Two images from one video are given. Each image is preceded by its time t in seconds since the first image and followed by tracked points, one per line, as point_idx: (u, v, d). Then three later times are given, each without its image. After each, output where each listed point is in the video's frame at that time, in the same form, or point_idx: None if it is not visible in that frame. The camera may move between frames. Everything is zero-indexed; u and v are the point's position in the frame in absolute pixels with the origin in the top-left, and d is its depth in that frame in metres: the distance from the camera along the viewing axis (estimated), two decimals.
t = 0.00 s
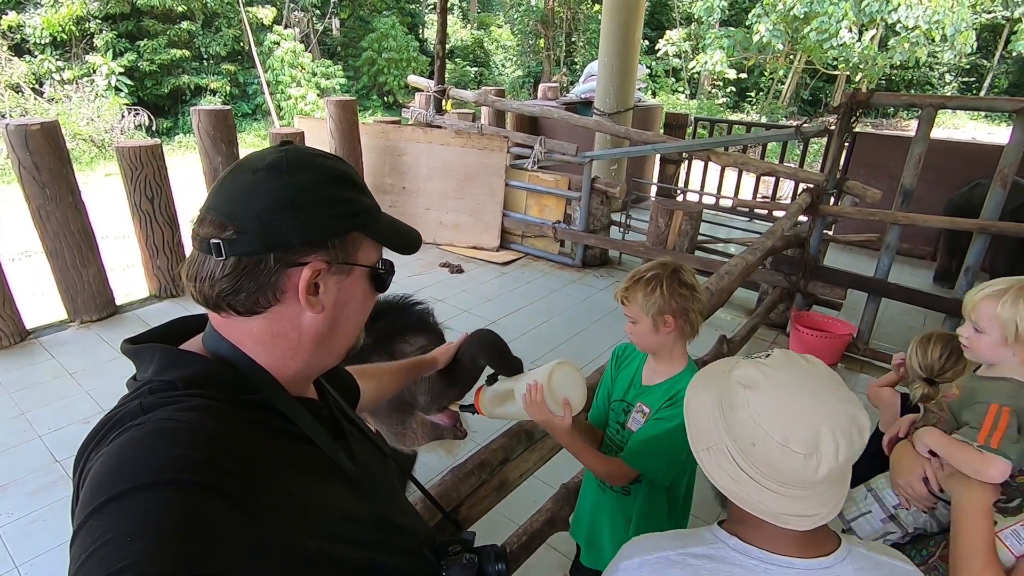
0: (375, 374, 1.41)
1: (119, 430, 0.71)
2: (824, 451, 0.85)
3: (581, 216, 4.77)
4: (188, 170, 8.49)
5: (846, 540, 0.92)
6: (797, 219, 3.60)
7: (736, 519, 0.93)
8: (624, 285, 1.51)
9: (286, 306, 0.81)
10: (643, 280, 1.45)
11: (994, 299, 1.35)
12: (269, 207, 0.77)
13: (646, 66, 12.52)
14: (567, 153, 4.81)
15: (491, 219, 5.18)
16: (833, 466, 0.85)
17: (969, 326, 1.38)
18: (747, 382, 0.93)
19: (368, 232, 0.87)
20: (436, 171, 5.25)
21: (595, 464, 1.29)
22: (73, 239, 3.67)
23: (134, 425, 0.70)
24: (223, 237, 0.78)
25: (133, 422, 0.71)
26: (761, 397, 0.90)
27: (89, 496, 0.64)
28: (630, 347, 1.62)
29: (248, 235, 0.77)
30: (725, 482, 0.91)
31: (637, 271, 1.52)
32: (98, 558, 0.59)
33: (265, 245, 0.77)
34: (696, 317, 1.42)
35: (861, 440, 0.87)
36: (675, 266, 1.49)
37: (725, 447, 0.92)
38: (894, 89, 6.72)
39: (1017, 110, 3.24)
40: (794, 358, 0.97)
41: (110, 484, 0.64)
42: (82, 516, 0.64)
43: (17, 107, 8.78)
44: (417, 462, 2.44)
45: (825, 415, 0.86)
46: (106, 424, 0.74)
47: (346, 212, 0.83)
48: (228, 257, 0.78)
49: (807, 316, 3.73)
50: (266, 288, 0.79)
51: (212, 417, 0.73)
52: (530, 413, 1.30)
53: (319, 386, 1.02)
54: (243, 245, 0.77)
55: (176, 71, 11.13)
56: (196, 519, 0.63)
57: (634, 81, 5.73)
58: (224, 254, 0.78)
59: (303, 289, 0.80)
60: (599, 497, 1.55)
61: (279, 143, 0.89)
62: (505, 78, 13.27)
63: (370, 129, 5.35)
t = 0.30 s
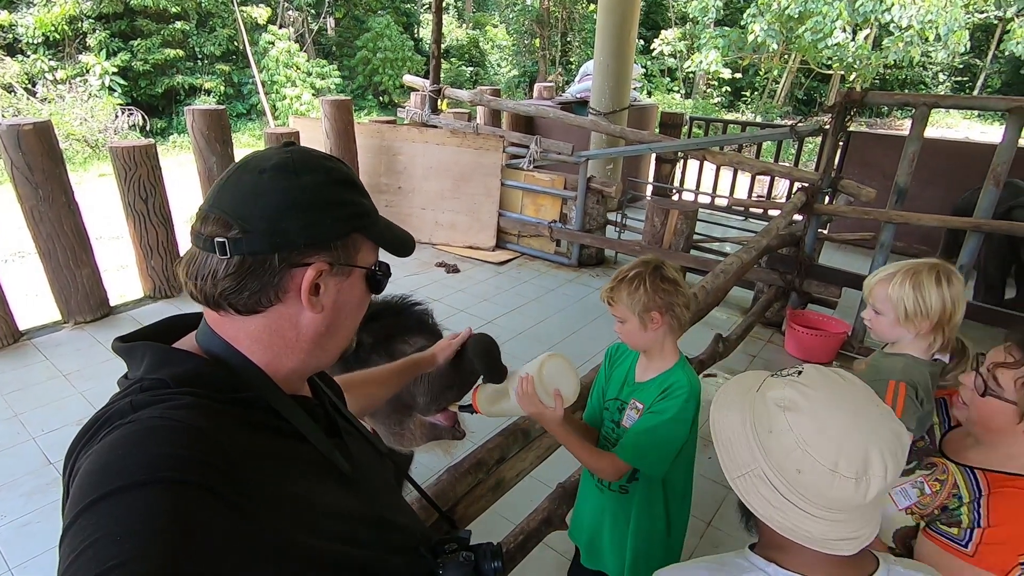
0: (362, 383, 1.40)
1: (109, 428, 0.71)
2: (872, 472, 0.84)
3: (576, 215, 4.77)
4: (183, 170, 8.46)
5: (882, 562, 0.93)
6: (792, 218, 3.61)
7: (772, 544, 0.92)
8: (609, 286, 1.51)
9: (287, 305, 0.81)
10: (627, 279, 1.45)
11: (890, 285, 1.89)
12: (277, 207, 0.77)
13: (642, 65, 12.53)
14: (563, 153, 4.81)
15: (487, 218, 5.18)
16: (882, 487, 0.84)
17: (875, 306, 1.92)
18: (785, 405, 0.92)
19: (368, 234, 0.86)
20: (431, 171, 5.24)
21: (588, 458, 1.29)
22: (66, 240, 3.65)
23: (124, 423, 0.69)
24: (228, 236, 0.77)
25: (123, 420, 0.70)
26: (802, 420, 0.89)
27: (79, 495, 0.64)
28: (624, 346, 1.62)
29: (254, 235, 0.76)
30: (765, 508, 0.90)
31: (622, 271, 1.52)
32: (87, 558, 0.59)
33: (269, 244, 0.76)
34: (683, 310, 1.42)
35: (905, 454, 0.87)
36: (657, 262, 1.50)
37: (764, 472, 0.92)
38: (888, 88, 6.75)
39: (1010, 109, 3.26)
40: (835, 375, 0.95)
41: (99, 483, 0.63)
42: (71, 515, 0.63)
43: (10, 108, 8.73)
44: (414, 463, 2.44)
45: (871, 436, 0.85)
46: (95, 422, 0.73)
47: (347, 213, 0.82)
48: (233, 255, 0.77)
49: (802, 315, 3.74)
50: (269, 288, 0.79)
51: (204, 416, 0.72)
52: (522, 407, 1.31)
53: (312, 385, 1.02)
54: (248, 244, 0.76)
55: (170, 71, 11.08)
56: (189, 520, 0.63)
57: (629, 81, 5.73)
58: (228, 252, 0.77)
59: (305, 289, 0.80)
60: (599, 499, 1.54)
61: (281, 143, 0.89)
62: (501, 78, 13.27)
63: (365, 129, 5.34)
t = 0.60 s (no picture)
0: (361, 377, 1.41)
1: (108, 432, 0.70)
2: (868, 478, 0.85)
3: (575, 215, 4.77)
4: (181, 171, 8.44)
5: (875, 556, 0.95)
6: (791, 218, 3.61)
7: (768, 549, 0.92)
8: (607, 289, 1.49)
9: (290, 308, 0.80)
10: (622, 282, 1.43)
11: (814, 263, 1.95)
12: (284, 211, 0.76)
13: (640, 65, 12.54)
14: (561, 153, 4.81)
15: (486, 219, 5.18)
16: (876, 492, 0.86)
17: (800, 284, 1.98)
18: (779, 413, 0.92)
19: (372, 238, 0.86)
20: (430, 171, 5.24)
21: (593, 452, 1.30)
22: (65, 241, 3.64)
23: (123, 426, 0.69)
24: (234, 239, 0.77)
25: (122, 422, 0.70)
26: (797, 428, 0.89)
27: (78, 498, 0.63)
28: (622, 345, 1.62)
29: (261, 239, 0.76)
30: (762, 517, 0.90)
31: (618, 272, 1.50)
32: (87, 562, 0.58)
33: (275, 247, 0.76)
34: (678, 309, 1.42)
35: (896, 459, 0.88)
36: (651, 264, 1.48)
37: (758, 480, 0.92)
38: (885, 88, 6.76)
39: (1007, 109, 3.26)
40: (823, 378, 0.96)
41: (97, 488, 0.63)
42: (71, 519, 0.63)
43: (7, 108, 8.72)
44: (414, 463, 2.44)
45: (865, 442, 0.86)
46: (94, 426, 0.73)
47: (352, 217, 0.82)
48: (239, 259, 0.77)
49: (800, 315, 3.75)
50: (274, 291, 0.78)
51: (204, 419, 0.72)
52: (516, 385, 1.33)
53: (311, 387, 1.02)
54: (255, 248, 0.76)
55: (167, 71, 11.06)
56: (190, 523, 0.63)
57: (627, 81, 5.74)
58: (234, 255, 0.77)
59: (310, 293, 0.80)
60: (597, 496, 1.54)
61: (285, 145, 0.88)
62: (499, 78, 13.29)
63: (363, 129, 5.34)
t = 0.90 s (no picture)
0: (373, 357, 1.38)
1: (103, 424, 0.71)
2: (825, 463, 0.82)
3: (576, 215, 4.77)
4: (183, 171, 8.46)
5: (836, 532, 0.91)
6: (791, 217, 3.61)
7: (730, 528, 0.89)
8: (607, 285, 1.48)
9: (286, 301, 0.81)
10: (633, 274, 1.44)
11: (758, 251, 1.96)
12: (278, 203, 0.77)
13: (640, 66, 12.56)
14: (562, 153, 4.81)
15: (487, 219, 5.19)
16: (834, 475, 0.82)
17: (748, 273, 1.98)
18: (739, 399, 0.87)
19: (368, 230, 0.86)
20: (431, 171, 5.25)
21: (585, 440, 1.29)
22: (66, 240, 3.64)
23: (119, 418, 0.70)
24: (227, 233, 0.77)
25: (118, 415, 0.70)
26: (757, 414, 0.85)
27: (74, 491, 0.64)
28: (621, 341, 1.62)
29: (255, 231, 0.76)
30: (723, 502, 0.86)
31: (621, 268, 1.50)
32: (82, 556, 0.59)
33: (269, 240, 0.76)
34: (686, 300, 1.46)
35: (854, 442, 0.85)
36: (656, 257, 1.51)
37: (719, 464, 0.87)
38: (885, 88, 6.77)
39: (1009, 108, 3.25)
40: (782, 360, 0.92)
41: (93, 480, 0.63)
42: (66, 512, 0.63)
43: (9, 109, 8.75)
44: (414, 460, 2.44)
45: (822, 424, 0.82)
46: (90, 418, 0.73)
47: (347, 209, 0.82)
48: (233, 252, 0.77)
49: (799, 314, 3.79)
50: (269, 284, 0.79)
51: (199, 412, 0.72)
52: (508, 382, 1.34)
53: (310, 380, 1.02)
54: (249, 241, 0.76)
55: (169, 72, 11.08)
56: (184, 517, 0.63)
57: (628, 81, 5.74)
58: (228, 248, 0.77)
59: (304, 285, 0.80)
60: (594, 490, 1.53)
61: (280, 138, 0.88)
62: (500, 79, 13.34)
63: (364, 130, 5.35)
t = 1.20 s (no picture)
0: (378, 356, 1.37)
1: (107, 415, 0.71)
2: (774, 437, 0.84)
3: (576, 216, 4.78)
4: (184, 175, 8.49)
5: (794, 504, 0.92)
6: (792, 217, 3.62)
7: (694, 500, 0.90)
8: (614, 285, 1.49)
9: (287, 294, 0.81)
10: (641, 274, 1.45)
11: (716, 238, 2.02)
12: (276, 195, 0.76)
13: (640, 68, 12.58)
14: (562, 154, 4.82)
15: (488, 221, 5.20)
16: (783, 449, 0.84)
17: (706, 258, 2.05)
18: (693, 378, 0.89)
19: (367, 220, 0.86)
20: (432, 174, 5.26)
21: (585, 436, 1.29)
22: (69, 243, 3.66)
23: (122, 410, 0.70)
24: (225, 226, 0.77)
25: (121, 407, 0.71)
26: (710, 394, 0.86)
27: (77, 483, 0.64)
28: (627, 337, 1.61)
29: (253, 224, 0.76)
30: (679, 475, 0.88)
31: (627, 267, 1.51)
32: (87, 546, 0.59)
33: (269, 234, 0.77)
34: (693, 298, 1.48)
35: (803, 417, 0.87)
36: (662, 256, 1.52)
37: (676, 442, 0.89)
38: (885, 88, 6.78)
39: (1008, 106, 3.25)
40: (734, 340, 0.94)
41: (96, 473, 0.64)
42: (70, 503, 0.64)
43: (12, 115, 8.79)
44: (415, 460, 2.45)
45: (771, 401, 0.84)
46: (95, 408, 0.73)
47: (346, 200, 0.82)
48: (231, 246, 0.77)
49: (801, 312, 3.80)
50: (268, 277, 0.79)
51: (200, 404, 0.72)
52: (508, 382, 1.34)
53: (311, 373, 1.02)
54: (247, 234, 0.76)
55: (171, 77, 11.13)
56: (188, 509, 0.63)
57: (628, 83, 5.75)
58: (226, 242, 0.77)
59: (305, 278, 0.80)
60: (593, 484, 1.53)
61: (277, 129, 0.88)
62: (500, 82, 13.37)
63: (365, 133, 5.37)
